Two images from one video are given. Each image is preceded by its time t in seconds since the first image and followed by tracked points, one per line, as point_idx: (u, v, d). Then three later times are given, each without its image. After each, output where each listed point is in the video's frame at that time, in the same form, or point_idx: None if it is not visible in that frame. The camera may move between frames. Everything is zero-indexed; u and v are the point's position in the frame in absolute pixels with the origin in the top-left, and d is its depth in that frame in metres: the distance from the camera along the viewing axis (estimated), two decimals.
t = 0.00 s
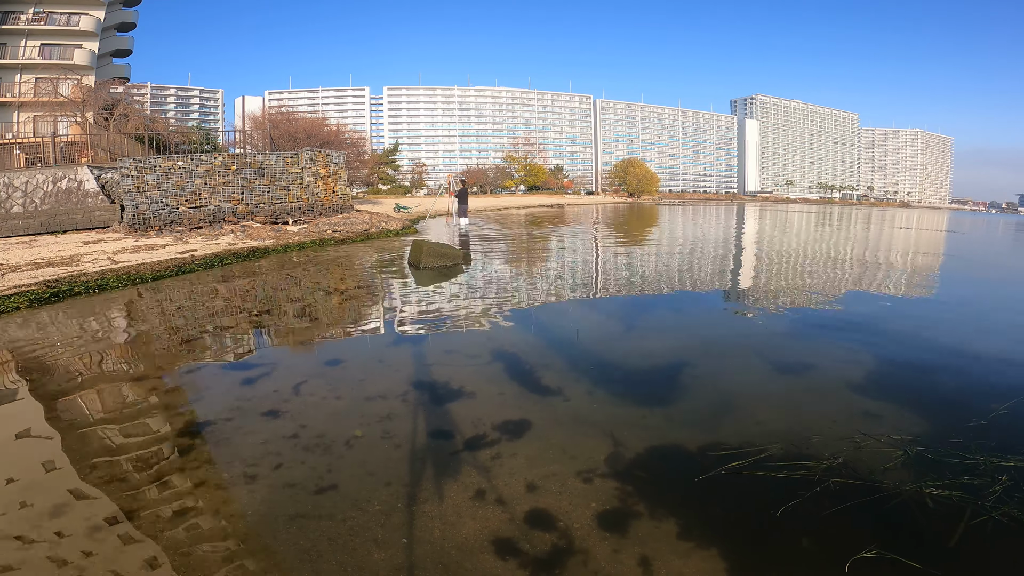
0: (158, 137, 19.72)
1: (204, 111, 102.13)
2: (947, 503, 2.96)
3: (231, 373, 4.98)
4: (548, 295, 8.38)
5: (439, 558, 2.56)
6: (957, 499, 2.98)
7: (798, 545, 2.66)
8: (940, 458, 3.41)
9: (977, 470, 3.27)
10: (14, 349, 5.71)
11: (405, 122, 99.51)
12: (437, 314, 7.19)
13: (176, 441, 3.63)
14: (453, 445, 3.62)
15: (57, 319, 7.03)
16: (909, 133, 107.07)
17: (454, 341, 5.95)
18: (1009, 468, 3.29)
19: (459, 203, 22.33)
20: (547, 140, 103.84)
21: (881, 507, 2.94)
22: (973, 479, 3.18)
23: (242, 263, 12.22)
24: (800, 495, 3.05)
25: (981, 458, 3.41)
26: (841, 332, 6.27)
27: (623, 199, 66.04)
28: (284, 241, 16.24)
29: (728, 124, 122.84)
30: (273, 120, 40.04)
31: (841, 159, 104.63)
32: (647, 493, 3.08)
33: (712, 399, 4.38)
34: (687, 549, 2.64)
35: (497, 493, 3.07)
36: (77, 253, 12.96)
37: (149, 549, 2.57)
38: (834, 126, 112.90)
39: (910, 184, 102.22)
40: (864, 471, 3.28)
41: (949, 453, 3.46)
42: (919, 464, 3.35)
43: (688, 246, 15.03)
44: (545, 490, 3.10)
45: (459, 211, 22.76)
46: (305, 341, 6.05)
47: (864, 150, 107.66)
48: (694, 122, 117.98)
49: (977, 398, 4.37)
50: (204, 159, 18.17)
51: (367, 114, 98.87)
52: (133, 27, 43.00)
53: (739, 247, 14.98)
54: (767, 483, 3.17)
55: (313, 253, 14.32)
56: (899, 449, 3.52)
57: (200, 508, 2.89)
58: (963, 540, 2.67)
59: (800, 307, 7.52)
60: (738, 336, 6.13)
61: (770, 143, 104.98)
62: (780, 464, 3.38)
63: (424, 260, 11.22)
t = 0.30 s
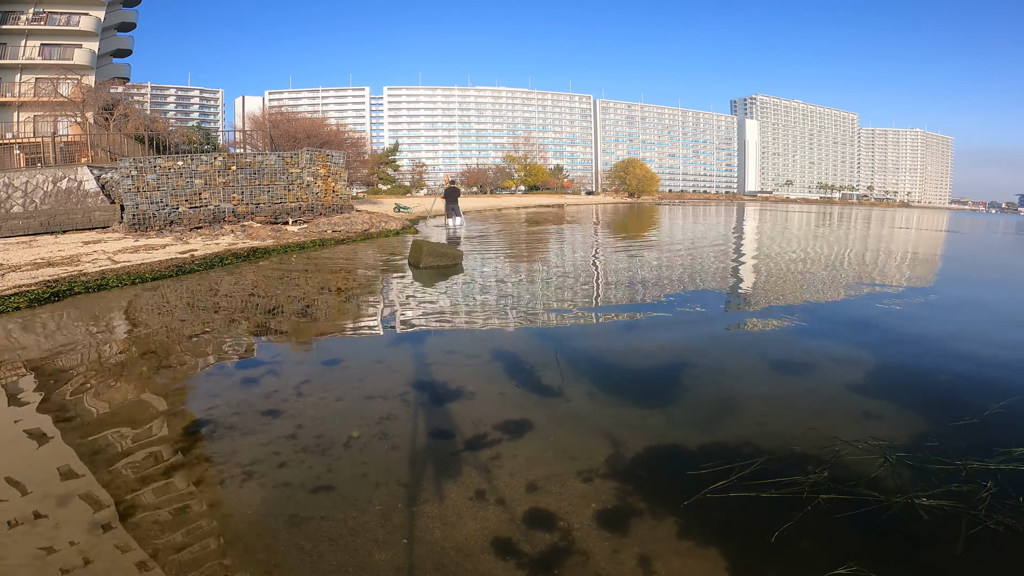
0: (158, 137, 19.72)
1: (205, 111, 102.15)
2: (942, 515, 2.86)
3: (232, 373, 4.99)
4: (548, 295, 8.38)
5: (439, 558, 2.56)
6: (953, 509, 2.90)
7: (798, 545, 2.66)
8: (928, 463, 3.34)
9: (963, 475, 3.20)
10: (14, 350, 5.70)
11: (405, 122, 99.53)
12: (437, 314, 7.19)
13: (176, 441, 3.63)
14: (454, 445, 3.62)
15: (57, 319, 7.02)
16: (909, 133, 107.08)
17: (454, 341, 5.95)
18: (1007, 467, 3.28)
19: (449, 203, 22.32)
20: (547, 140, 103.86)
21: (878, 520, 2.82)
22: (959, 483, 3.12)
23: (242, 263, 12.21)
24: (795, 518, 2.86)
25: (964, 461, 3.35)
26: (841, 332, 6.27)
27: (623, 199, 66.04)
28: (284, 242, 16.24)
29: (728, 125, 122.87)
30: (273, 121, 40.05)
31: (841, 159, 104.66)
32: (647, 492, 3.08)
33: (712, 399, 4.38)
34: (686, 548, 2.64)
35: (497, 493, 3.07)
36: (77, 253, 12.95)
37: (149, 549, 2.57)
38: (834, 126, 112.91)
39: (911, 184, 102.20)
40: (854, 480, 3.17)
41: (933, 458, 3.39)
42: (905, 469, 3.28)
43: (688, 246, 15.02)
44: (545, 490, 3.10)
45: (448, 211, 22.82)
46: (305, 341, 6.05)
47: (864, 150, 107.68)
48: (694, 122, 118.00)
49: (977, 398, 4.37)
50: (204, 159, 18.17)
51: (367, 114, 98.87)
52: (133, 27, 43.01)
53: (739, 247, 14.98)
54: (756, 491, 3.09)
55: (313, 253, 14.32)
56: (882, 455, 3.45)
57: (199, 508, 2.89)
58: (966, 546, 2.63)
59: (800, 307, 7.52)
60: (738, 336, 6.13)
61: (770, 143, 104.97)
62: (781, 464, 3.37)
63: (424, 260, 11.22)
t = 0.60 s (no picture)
0: (158, 137, 19.73)
1: (205, 111, 102.18)
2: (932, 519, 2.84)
3: (232, 373, 4.98)
4: (548, 295, 8.39)
5: (439, 558, 2.55)
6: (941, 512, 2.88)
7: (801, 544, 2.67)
8: (902, 475, 3.24)
9: (938, 486, 3.11)
10: (13, 349, 5.69)
11: (405, 122, 99.54)
12: (437, 314, 7.20)
13: (175, 441, 3.63)
14: (453, 444, 3.62)
15: (56, 318, 7.02)
16: (909, 133, 107.08)
17: (454, 341, 5.95)
18: (1004, 469, 3.28)
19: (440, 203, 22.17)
20: (547, 140, 103.85)
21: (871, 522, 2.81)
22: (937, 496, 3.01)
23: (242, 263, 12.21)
24: (777, 543, 2.68)
25: (936, 470, 3.28)
26: (841, 333, 6.27)
27: (623, 200, 66.02)
28: (284, 242, 16.24)
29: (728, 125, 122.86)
30: (273, 121, 40.06)
31: (841, 159, 104.65)
32: (646, 493, 3.08)
33: (711, 399, 4.37)
34: (686, 549, 2.64)
35: (496, 493, 3.07)
36: (77, 253, 12.95)
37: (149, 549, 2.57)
38: (834, 126, 112.92)
39: (911, 184, 102.14)
40: (830, 495, 3.03)
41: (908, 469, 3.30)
42: (881, 483, 3.16)
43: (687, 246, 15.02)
44: (545, 490, 3.10)
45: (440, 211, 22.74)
46: (304, 341, 6.04)
47: (864, 150, 107.66)
48: (694, 122, 118.01)
49: (976, 398, 4.37)
50: (204, 159, 18.18)
51: (367, 114, 98.85)
52: (133, 28, 43.06)
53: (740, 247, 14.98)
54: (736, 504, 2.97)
55: (313, 253, 14.32)
56: (854, 466, 3.32)
57: (200, 508, 2.89)
58: (951, 561, 2.55)
59: (799, 307, 7.52)
60: (738, 336, 6.12)
61: (770, 143, 104.95)
62: (780, 465, 3.36)
63: (423, 260, 11.22)
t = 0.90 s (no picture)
0: (158, 137, 19.74)
1: (205, 112, 102.18)
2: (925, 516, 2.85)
3: (232, 373, 4.97)
4: (548, 295, 8.39)
5: (440, 558, 2.55)
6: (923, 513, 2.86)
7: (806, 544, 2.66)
8: (872, 487, 3.11)
9: (911, 498, 2.99)
10: (13, 349, 5.69)
11: (404, 122, 99.47)
12: (437, 314, 7.19)
13: (177, 440, 3.64)
14: (454, 444, 3.62)
15: (56, 318, 7.02)
16: (909, 134, 107.05)
17: (454, 341, 5.95)
18: (1001, 469, 3.29)
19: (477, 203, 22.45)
20: (547, 140, 103.84)
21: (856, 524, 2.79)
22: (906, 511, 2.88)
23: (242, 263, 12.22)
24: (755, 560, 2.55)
25: (907, 479, 3.17)
26: (841, 332, 6.26)
27: (623, 199, 66.02)
28: (283, 242, 16.23)
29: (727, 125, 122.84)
30: (273, 121, 40.06)
31: (841, 159, 104.61)
32: (647, 492, 3.07)
33: (711, 399, 4.37)
34: (686, 548, 2.63)
35: (497, 492, 3.07)
36: (77, 253, 12.95)
37: (151, 548, 2.57)
38: (834, 126, 112.91)
39: (911, 184, 102.09)
40: (803, 513, 2.88)
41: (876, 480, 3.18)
42: (852, 498, 3.00)
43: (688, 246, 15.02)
44: (545, 489, 3.10)
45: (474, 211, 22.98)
46: (304, 341, 6.04)
47: (864, 150, 107.60)
48: (694, 122, 118.04)
49: (977, 398, 4.36)
50: (204, 159, 18.18)
51: (366, 114, 98.80)
52: (133, 28, 43.08)
53: (740, 247, 14.98)
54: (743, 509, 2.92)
55: (313, 253, 14.31)
56: (825, 479, 3.18)
57: (202, 507, 2.89)
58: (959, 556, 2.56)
59: (800, 307, 7.50)
60: (738, 336, 6.12)
61: (770, 143, 104.92)
62: (779, 466, 3.35)
63: (424, 260, 11.22)
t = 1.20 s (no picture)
0: (158, 137, 19.75)
1: (205, 112, 102.16)
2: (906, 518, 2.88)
3: (231, 373, 4.97)
4: (548, 295, 8.39)
5: (441, 557, 2.55)
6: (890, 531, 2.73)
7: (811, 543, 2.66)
8: (831, 504, 2.96)
9: (874, 516, 2.85)
10: (14, 350, 5.70)
11: (404, 122, 99.45)
12: (437, 314, 7.20)
13: (176, 440, 3.63)
14: (454, 444, 3.62)
15: (56, 319, 7.02)
16: (909, 133, 107.05)
17: (454, 341, 5.95)
18: (1000, 469, 3.28)
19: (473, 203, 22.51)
20: (547, 140, 103.82)
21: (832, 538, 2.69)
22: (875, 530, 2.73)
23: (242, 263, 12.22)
24: None
25: (867, 494, 3.05)
26: (841, 333, 6.26)
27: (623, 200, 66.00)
28: (284, 242, 16.24)
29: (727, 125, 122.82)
30: (273, 120, 40.07)
31: (841, 159, 104.60)
32: (646, 492, 3.08)
33: (711, 399, 4.37)
34: (685, 548, 2.63)
35: (497, 492, 3.07)
36: (77, 253, 12.95)
37: (149, 550, 2.56)
38: (834, 126, 112.89)
39: (911, 184, 102.06)
40: (762, 537, 2.71)
41: (835, 496, 3.03)
42: (813, 517, 2.84)
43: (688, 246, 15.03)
44: (545, 490, 3.10)
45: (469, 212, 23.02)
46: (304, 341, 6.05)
47: (864, 150, 107.59)
48: (694, 122, 118.03)
49: (976, 398, 4.36)
50: (204, 159, 18.18)
51: (366, 114, 98.78)
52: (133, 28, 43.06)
53: (740, 247, 14.98)
54: (749, 512, 2.90)
55: (313, 253, 14.32)
56: (784, 498, 3.01)
57: (201, 508, 2.89)
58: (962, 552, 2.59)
59: (800, 307, 7.50)
60: (738, 336, 6.12)
61: (770, 143, 104.90)
62: (779, 466, 3.35)
63: (424, 260, 11.22)
